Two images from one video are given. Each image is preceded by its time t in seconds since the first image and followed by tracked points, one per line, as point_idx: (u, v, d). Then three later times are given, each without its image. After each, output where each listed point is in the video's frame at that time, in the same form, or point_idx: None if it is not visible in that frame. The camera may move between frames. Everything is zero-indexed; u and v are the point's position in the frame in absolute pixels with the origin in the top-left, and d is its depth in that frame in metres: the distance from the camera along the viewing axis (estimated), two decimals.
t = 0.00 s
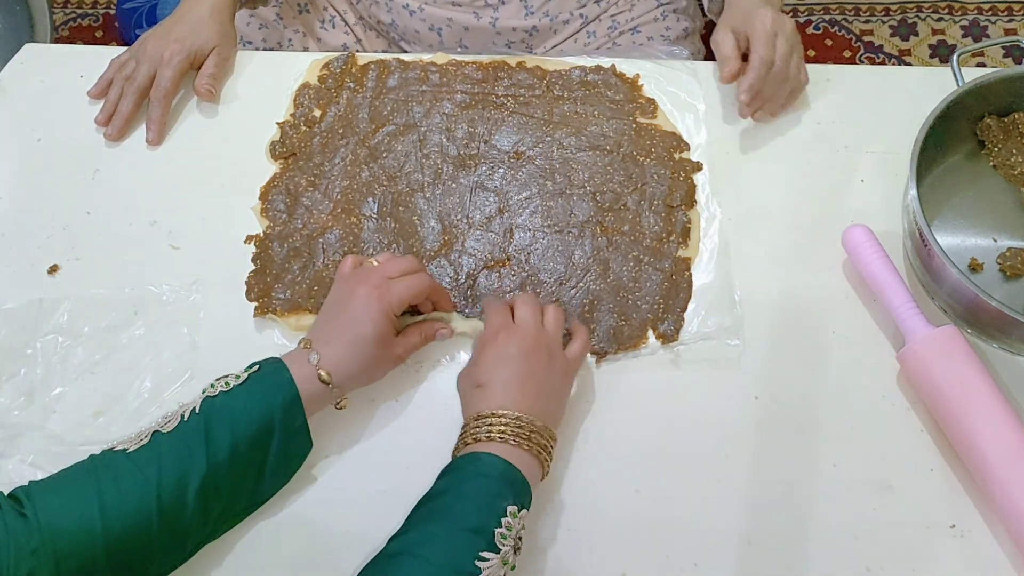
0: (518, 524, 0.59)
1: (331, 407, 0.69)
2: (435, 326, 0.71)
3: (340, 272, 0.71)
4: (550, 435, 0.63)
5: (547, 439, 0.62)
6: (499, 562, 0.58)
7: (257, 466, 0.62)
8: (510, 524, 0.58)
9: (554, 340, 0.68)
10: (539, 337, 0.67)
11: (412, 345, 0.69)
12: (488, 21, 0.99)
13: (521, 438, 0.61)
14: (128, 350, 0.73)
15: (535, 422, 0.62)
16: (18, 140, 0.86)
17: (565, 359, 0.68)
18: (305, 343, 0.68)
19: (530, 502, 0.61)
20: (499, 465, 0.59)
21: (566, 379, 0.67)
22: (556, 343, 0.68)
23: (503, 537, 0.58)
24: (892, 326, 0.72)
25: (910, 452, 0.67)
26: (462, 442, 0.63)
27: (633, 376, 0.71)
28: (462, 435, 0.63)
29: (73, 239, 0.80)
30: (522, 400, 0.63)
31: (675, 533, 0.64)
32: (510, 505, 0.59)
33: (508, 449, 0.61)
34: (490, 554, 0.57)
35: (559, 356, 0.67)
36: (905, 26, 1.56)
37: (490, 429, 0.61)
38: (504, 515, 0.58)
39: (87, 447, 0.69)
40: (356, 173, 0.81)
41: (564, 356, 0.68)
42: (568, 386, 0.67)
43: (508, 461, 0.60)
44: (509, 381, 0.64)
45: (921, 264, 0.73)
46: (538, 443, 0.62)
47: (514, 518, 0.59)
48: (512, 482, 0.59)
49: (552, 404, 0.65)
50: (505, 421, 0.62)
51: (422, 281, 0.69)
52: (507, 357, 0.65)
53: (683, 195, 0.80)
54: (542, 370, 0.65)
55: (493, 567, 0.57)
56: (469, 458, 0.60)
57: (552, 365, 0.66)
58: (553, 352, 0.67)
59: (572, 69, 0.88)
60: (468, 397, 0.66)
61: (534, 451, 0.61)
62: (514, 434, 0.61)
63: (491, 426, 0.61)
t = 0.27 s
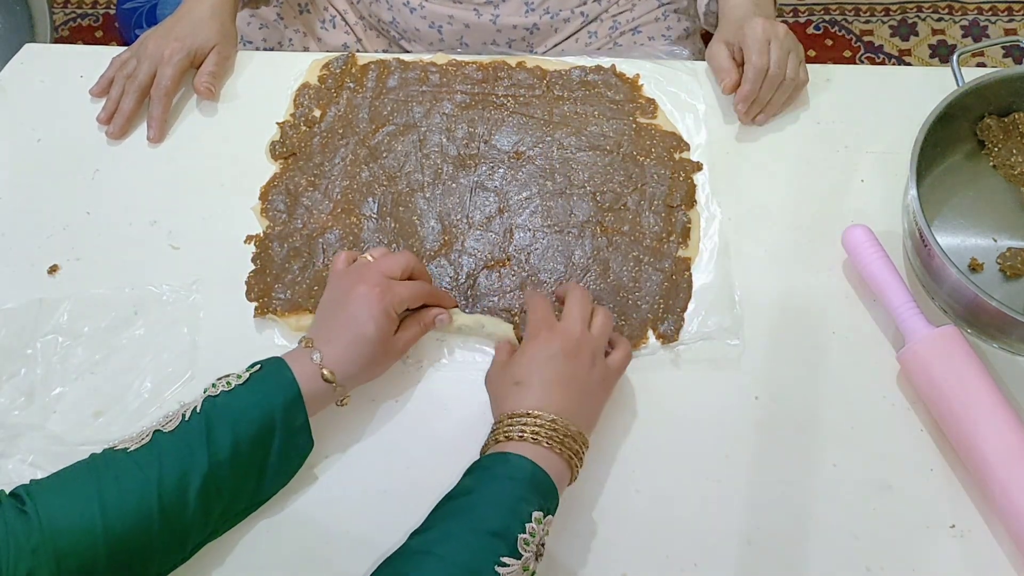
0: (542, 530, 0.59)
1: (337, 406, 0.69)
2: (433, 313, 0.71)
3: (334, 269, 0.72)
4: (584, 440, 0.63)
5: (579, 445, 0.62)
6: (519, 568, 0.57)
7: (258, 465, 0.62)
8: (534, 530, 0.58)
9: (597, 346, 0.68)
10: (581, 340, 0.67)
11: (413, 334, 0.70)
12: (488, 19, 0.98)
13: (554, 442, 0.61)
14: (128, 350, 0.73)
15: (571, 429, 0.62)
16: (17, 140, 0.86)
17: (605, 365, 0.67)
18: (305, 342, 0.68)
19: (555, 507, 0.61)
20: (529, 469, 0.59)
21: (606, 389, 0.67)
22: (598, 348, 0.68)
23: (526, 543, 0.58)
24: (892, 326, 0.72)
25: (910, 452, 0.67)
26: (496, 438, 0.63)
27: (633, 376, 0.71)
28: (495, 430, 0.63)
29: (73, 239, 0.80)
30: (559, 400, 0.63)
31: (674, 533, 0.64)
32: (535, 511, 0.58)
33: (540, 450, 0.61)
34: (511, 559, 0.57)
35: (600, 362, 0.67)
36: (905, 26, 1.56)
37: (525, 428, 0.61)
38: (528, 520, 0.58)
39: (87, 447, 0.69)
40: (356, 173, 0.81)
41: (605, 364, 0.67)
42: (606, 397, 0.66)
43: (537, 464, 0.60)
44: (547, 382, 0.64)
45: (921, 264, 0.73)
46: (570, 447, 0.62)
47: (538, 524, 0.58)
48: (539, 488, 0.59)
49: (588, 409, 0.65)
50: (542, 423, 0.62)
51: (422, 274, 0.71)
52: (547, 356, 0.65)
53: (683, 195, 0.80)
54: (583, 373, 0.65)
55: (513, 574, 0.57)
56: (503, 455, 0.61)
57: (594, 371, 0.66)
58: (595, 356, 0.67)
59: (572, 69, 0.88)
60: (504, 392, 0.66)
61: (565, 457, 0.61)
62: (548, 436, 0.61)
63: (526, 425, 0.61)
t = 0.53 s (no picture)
0: (558, 494, 0.59)
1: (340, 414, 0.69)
2: (443, 326, 0.70)
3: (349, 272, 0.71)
4: (596, 403, 0.63)
5: (591, 408, 0.63)
6: (536, 533, 0.58)
7: (260, 471, 0.62)
8: (549, 493, 0.58)
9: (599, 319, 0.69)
10: (585, 314, 0.69)
11: (421, 350, 0.69)
12: (488, 18, 0.98)
13: (564, 404, 0.62)
14: (128, 350, 0.73)
15: (581, 391, 0.63)
16: (17, 140, 0.86)
17: (612, 339, 0.68)
18: (313, 350, 0.67)
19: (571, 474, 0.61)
20: (541, 433, 0.60)
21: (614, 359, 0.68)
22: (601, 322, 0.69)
23: (542, 507, 0.58)
24: (892, 327, 0.72)
25: (910, 452, 0.67)
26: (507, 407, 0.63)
27: (633, 376, 0.71)
28: (506, 401, 0.64)
29: (73, 239, 0.80)
30: (567, 366, 0.64)
31: (674, 532, 0.64)
32: (550, 475, 0.59)
33: (552, 415, 0.62)
34: (527, 523, 0.57)
35: (605, 333, 0.68)
36: (905, 27, 1.56)
37: (535, 393, 0.62)
38: (544, 483, 0.58)
39: (86, 447, 0.69)
40: (356, 173, 0.81)
41: (611, 335, 0.69)
42: (614, 367, 0.68)
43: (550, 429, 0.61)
44: (554, 347, 0.65)
45: (921, 264, 0.73)
46: (581, 410, 0.62)
47: (553, 487, 0.59)
48: (553, 453, 0.59)
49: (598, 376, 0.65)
50: (552, 386, 0.62)
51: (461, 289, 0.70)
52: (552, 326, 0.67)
53: (683, 195, 0.80)
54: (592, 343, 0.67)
55: (530, 538, 0.57)
56: (516, 420, 0.61)
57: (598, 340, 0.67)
58: (599, 329, 0.68)
59: (571, 69, 0.88)
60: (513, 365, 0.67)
61: (577, 418, 0.62)
62: (558, 400, 0.62)
63: (534, 391, 0.62)
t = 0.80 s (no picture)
0: (582, 461, 0.59)
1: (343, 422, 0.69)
2: (459, 361, 0.70)
3: (388, 295, 0.72)
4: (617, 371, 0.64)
5: (612, 378, 0.63)
6: (563, 498, 0.58)
7: (266, 478, 0.62)
8: (574, 459, 0.58)
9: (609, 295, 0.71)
10: (595, 290, 0.70)
11: (434, 380, 0.68)
12: (488, 18, 0.98)
13: (585, 373, 0.62)
14: (128, 350, 0.73)
15: (604, 362, 0.63)
16: (17, 140, 0.86)
17: (621, 312, 0.70)
18: (329, 357, 0.67)
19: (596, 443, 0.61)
20: (562, 400, 0.60)
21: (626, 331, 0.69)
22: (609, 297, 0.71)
23: (566, 472, 0.58)
24: (892, 327, 0.73)
25: (910, 452, 0.67)
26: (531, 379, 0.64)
27: (633, 376, 0.71)
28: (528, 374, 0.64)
29: (73, 239, 0.80)
30: (584, 339, 0.65)
31: (674, 533, 0.64)
32: (573, 442, 0.59)
33: (575, 386, 0.62)
34: (553, 487, 0.57)
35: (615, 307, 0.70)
36: (905, 26, 1.56)
37: (555, 366, 0.63)
38: (567, 450, 0.58)
39: (86, 447, 0.69)
40: (356, 173, 0.81)
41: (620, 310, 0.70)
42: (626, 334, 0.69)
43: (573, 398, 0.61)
44: (570, 323, 0.66)
45: (921, 264, 0.73)
46: (603, 379, 0.62)
47: (577, 453, 0.59)
48: (576, 420, 0.60)
49: (613, 344, 0.67)
50: (575, 359, 0.63)
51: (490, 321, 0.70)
52: (565, 303, 0.68)
53: (683, 195, 0.80)
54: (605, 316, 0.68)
55: (556, 502, 0.57)
56: (541, 390, 0.62)
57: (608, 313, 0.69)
58: (609, 305, 0.69)
59: (571, 69, 0.88)
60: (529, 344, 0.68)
61: (602, 390, 0.62)
62: (584, 372, 0.62)
63: (555, 364, 0.63)
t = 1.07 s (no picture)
0: (557, 506, 0.59)
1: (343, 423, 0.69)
2: (456, 351, 0.70)
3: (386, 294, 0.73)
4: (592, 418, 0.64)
5: (588, 424, 0.63)
6: (537, 543, 0.58)
7: (265, 478, 0.62)
8: (549, 504, 0.59)
9: (588, 326, 0.70)
10: (574, 323, 0.69)
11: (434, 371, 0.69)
12: (488, 18, 0.98)
13: (561, 424, 0.62)
14: (128, 350, 0.73)
15: (581, 411, 0.63)
16: (17, 140, 0.86)
17: (598, 344, 0.69)
18: (327, 356, 0.67)
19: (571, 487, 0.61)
20: (539, 450, 0.60)
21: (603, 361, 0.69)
22: (589, 327, 0.70)
23: (543, 517, 0.58)
24: (892, 326, 0.72)
25: (910, 452, 0.67)
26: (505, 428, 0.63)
27: (633, 376, 0.71)
28: (502, 422, 0.64)
29: (73, 239, 0.80)
30: (560, 386, 0.65)
31: (674, 533, 0.64)
32: (549, 487, 0.59)
33: (552, 438, 0.62)
34: (529, 532, 0.57)
35: (593, 341, 0.69)
36: (905, 26, 1.56)
37: (531, 416, 0.62)
38: (543, 495, 0.59)
39: (86, 447, 0.69)
40: (356, 173, 0.81)
41: (598, 340, 0.69)
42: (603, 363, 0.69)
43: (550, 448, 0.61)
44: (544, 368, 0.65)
45: (920, 264, 0.73)
46: (579, 429, 0.63)
47: (552, 499, 0.59)
48: (552, 466, 0.60)
49: (589, 384, 0.66)
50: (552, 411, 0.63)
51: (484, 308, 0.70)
52: (542, 344, 0.67)
53: (683, 195, 0.80)
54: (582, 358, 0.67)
55: (531, 547, 0.58)
56: (517, 441, 0.61)
57: (585, 349, 0.68)
58: (589, 339, 0.69)
59: (571, 69, 0.88)
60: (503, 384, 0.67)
61: (578, 442, 0.63)
62: (564, 425, 0.62)
63: (531, 414, 0.62)
